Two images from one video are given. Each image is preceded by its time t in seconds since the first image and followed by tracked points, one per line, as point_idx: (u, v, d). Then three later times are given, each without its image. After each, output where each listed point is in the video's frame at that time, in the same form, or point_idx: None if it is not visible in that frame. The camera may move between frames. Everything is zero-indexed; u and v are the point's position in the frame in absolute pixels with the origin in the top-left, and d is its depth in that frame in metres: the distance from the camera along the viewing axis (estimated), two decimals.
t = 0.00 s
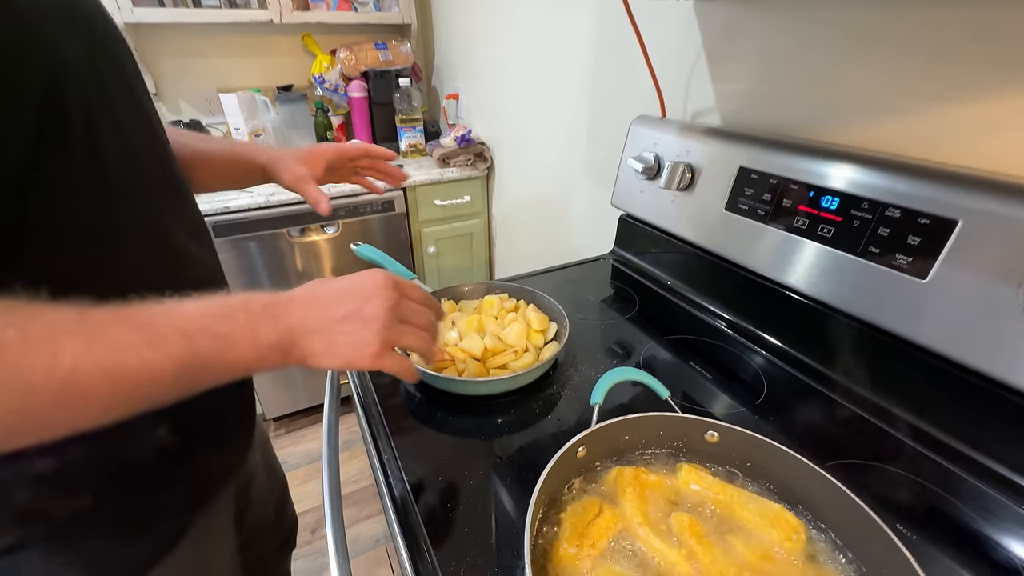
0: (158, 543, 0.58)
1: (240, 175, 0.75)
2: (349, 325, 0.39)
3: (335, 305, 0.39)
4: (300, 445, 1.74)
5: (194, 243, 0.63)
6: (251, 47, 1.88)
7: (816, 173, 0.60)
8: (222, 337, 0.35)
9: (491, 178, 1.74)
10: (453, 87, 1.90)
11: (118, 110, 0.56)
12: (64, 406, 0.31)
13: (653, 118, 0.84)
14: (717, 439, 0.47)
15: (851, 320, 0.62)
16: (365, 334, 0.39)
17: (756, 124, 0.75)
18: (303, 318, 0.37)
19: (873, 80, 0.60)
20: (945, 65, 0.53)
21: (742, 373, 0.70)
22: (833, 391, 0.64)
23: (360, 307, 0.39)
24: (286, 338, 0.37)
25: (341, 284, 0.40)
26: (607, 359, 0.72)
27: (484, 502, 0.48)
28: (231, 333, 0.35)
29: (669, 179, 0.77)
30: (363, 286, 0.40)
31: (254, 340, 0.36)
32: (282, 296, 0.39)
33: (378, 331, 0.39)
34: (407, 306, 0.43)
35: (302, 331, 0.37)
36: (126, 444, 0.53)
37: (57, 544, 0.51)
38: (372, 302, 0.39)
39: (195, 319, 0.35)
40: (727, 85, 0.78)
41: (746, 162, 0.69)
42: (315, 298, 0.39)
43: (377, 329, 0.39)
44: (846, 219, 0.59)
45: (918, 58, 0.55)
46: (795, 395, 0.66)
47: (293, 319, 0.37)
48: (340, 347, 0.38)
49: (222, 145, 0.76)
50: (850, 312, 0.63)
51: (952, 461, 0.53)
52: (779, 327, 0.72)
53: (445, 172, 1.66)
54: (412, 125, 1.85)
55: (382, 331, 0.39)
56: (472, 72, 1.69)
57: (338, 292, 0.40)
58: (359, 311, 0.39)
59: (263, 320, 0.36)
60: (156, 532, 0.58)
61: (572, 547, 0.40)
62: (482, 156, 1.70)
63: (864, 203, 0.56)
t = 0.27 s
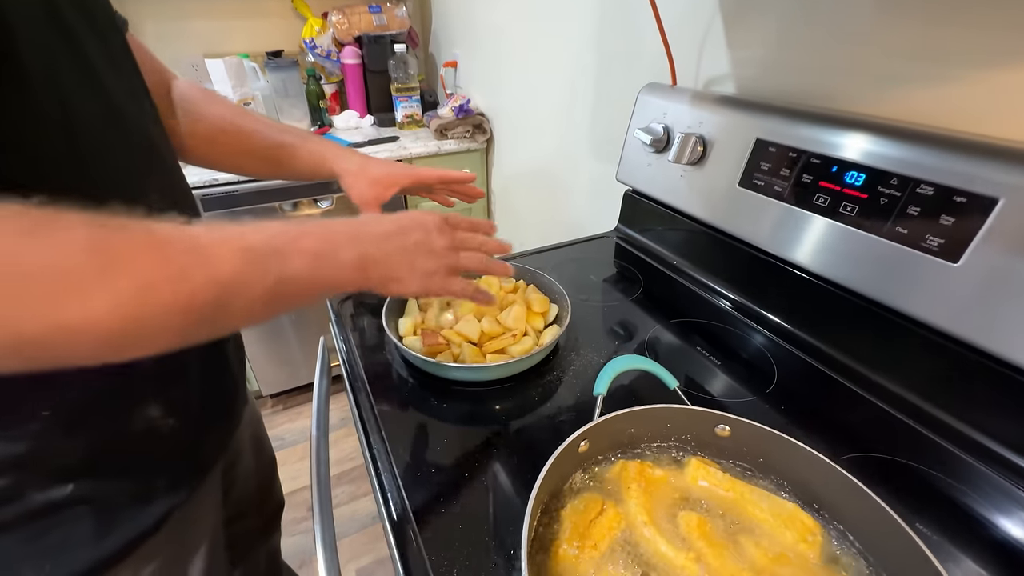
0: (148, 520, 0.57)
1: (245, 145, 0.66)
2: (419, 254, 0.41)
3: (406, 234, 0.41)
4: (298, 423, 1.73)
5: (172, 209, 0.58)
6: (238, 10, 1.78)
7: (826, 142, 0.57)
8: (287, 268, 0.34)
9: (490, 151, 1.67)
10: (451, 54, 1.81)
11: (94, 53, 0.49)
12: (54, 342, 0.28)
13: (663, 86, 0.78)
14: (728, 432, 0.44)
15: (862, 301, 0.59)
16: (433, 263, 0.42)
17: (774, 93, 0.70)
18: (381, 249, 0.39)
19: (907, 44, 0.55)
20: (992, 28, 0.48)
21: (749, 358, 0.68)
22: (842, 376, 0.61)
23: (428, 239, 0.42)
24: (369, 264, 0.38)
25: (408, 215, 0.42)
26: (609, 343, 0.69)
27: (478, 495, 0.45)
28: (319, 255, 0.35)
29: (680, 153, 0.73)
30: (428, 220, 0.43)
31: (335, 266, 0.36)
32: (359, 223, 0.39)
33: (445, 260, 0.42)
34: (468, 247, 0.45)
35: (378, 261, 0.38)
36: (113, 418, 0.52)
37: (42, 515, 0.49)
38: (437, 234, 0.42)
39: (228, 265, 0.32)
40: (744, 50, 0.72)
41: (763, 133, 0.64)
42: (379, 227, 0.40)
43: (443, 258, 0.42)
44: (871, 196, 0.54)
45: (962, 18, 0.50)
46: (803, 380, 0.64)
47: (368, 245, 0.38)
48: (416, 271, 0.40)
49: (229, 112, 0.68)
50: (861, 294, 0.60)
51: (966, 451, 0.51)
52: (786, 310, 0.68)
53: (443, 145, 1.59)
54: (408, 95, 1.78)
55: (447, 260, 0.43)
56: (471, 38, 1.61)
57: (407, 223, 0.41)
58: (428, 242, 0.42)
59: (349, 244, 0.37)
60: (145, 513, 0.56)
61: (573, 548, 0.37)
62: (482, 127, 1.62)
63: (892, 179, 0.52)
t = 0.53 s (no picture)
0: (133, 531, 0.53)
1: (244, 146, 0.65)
2: (316, 281, 0.38)
3: (304, 257, 0.38)
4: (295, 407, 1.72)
5: (160, 191, 0.56)
6: None
7: (841, 121, 0.53)
8: (195, 295, 0.34)
9: (490, 130, 1.61)
10: (451, 27, 1.73)
11: (65, 32, 0.48)
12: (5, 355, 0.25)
13: (673, 61, 0.73)
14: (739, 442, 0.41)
15: (876, 292, 0.56)
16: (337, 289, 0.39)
17: (794, 68, 0.64)
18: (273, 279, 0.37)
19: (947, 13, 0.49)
20: None
21: (751, 347, 0.64)
22: (850, 369, 0.58)
23: (329, 259, 0.39)
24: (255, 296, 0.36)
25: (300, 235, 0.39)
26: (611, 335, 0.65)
27: (470, 503, 0.42)
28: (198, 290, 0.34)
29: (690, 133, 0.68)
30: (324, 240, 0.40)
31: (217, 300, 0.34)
32: (254, 245, 0.37)
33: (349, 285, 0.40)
34: (376, 269, 0.43)
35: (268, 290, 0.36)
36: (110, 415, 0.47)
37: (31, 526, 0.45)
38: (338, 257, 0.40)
39: (161, 284, 0.33)
40: (762, 21, 0.67)
41: (782, 113, 0.59)
42: (273, 253, 0.37)
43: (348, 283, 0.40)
44: (901, 183, 0.49)
45: None
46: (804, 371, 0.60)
47: (261, 274, 0.36)
48: (307, 302, 0.38)
49: (226, 116, 0.66)
50: (874, 283, 0.56)
51: (981, 453, 0.47)
52: (797, 300, 0.65)
53: (441, 123, 1.53)
54: (406, 70, 1.71)
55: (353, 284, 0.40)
56: (471, 9, 1.53)
57: (301, 247, 0.39)
58: (324, 265, 0.39)
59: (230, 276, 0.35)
60: (138, 519, 0.52)
61: (568, 569, 0.34)
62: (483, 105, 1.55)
63: (927, 164, 0.47)
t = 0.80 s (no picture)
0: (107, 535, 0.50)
1: (255, 122, 0.59)
2: (377, 288, 0.34)
3: (351, 259, 0.34)
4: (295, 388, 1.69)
5: (127, 167, 0.51)
6: None
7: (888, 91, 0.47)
8: (247, 303, 0.30)
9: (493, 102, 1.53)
10: None
11: None
12: None
13: (695, 23, 0.66)
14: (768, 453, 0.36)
15: (897, 274, 0.51)
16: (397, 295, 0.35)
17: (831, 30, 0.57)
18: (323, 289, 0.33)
19: None
20: None
21: (772, 337, 0.59)
22: (864, 355, 0.54)
23: (379, 257, 0.34)
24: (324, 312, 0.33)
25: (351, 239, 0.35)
26: (625, 326, 0.59)
27: (475, 515, 0.38)
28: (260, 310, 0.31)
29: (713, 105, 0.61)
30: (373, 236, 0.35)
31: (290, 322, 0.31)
32: (302, 245, 0.34)
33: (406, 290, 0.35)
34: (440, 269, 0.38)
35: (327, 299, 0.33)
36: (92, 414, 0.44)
37: None
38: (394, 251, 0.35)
39: (183, 286, 0.29)
40: None
41: (818, 82, 0.52)
42: (335, 260, 0.34)
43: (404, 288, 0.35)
44: (955, 162, 0.44)
45: None
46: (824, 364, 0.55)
47: (320, 285, 0.33)
48: (360, 308, 0.33)
49: (236, 90, 0.61)
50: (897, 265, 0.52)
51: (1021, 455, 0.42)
52: (812, 283, 0.60)
53: (442, 95, 1.44)
54: (405, 37, 1.62)
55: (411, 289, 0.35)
56: None
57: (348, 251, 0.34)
58: (379, 263, 0.34)
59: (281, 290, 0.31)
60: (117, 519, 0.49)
61: None
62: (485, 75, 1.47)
63: (989, 140, 0.41)
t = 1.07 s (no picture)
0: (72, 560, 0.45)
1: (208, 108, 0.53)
2: (343, 355, 0.28)
3: (328, 322, 0.27)
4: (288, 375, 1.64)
5: (82, 155, 0.45)
6: None
7: (963, 66, 0.40)
8: (197, 364, 0.25)
9: (494, 76, 1.43)
10: None
11: None
12: None
13: None
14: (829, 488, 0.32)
15: (923, 259, 0.48)
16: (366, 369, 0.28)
17: None
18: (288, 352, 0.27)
19: None
20: None
21: (804, 338, 0.53)
22: (879, 341, 0.51)
23: (365, 321, 0.28)
24: (269, 376, 0.27)
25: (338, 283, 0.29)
26: (651, 329, 0.53)
27: (475, 510, 0.36)
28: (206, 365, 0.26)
29: (746, 81, 0.55)
30: (360, 289, 0.29)
31: (225, 378, 0.26)
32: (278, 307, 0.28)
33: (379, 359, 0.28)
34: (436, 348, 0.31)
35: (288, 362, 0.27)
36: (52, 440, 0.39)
37: None
38: (378, 316, 0.28)
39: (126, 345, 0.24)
40: None
41: (872, 54, 0.46)
42: (309, 305, 0.28)
43: (376, 358, 0.28)
44: None
45: None
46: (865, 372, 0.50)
47: (284, 332, 0.27)
48: (328, 395, 0.28)
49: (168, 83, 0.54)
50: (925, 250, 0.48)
51: None
52: (828, 266, 0.57)
53: (440, 68, 1.33)
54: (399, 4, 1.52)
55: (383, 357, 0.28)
56: None
57: (332, 302, 0.28)
58: (361, 342, 0.28)
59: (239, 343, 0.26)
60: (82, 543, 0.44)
61: None
62: (485, 47, 1.37)
63: None
